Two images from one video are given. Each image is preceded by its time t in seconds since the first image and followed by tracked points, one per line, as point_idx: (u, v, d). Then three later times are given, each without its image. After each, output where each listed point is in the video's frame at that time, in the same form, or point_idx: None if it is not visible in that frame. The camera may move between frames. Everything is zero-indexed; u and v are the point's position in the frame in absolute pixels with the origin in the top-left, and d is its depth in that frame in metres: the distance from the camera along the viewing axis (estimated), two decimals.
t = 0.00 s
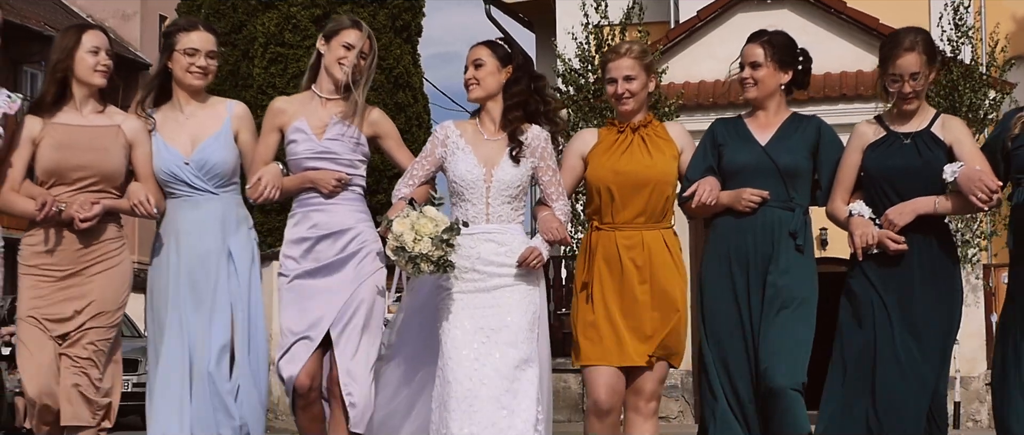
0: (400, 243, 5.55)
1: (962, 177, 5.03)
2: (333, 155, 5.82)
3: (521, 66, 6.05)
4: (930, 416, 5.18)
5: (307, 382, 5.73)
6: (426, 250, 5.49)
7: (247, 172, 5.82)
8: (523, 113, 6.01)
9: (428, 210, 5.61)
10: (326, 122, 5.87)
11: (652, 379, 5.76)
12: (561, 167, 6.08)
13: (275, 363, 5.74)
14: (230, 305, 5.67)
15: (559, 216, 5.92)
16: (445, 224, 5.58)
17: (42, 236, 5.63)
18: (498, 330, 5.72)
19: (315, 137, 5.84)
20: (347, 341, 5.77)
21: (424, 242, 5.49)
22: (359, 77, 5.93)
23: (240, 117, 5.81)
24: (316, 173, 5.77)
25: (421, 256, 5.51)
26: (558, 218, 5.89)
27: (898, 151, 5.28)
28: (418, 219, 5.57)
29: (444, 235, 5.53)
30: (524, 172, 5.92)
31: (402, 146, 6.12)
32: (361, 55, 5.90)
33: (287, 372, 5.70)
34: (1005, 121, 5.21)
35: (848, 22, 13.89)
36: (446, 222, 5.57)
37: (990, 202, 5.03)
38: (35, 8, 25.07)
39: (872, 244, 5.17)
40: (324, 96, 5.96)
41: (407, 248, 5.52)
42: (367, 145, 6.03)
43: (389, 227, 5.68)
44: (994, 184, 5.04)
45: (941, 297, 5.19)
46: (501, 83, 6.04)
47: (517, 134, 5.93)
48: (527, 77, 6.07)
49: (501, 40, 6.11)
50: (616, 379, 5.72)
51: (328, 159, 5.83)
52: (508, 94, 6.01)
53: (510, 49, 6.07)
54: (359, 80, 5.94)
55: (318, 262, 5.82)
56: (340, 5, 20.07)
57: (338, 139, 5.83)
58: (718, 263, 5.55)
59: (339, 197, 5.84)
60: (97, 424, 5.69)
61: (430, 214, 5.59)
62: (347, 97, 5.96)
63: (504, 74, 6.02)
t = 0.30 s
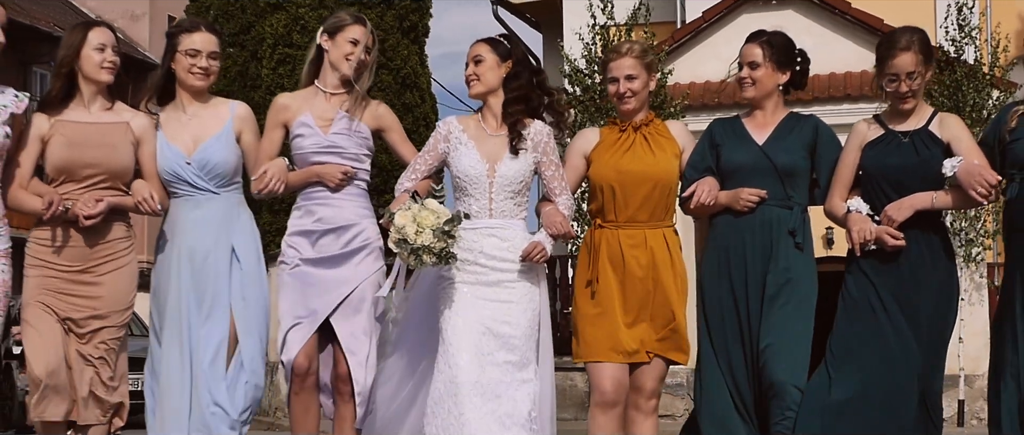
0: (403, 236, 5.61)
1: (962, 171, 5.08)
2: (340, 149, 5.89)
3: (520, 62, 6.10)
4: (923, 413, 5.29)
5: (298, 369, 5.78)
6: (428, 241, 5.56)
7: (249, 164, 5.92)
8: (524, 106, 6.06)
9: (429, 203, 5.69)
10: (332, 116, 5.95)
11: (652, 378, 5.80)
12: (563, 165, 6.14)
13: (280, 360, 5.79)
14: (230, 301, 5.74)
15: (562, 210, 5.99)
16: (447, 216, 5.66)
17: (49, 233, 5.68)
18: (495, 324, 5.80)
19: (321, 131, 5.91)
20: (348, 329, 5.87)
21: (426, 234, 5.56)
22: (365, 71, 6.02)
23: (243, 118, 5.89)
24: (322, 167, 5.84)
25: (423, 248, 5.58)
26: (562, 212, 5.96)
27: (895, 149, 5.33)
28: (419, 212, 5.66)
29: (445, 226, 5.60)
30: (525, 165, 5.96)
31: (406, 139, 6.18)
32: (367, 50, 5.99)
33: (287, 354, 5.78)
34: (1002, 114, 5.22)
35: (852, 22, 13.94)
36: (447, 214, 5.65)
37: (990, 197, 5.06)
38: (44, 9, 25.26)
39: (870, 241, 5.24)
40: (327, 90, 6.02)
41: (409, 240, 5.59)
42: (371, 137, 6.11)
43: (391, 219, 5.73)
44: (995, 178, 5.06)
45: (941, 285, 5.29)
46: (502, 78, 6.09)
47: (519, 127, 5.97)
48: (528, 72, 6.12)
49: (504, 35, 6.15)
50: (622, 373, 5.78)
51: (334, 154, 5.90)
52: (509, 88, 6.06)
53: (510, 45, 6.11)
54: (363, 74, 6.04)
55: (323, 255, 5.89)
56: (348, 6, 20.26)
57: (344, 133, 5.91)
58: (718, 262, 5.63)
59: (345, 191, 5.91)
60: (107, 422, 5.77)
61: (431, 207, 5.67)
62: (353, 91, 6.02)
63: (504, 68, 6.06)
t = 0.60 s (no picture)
0: (408, 232, 5.69)
1: (964, 172, 5.12)
2: (347, 148, 5.96)
3: (524, 62, 6.14)
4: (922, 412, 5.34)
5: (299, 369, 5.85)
6: (433, 238, 5.63)
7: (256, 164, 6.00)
8: (530, 107, 6.11)
9: (434, 200, 5.79)
10: (339, 115, 6.01)
11: (655, 377, 5.89)
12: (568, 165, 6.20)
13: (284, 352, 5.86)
14: (231, 300, 5.82)
15: (568, 209, 6.03)
16: (452, 213, 5.72)
17: (58, 233, 5.74)
18: (494, 322, 5.87)
19: (328, 129, 5.96)
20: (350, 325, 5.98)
21: (430, 230, 5.64)
22: (370, 72, 6.12)
23: (250, 123, 5.99)
24: (330, 165, 5.89)
25: (428, 244, 5.64)
26: (568, 210, 5.99)
27: (896, 153, 5.36)
28: (424, 209, 5.74)
29: (450, 222, 5.67)
30: (531, 165, 6.01)
31: (411, 137, 6.28)
32: (373, 48, 6.07)
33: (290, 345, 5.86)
34: (1000, 111, 5.30)
35: (858, 23, 13.97)
36: (452, 211, 5.72)
37: (993, 194, 5.13)
38: (57, 10, 25.46)
39: (867, 240, 5.29)
40: (333, 89, 6.08)
41: (414, 237, 5.66)
42: (377, 135, 6.18)
43: (394, 216, 5.86)
44: (998, 175, 5.12)
45: (937, 285, 5.33)
46: (505, 78, 6.14)
47: (525, 127, 6.03)
48: (532, 71, 6.17)
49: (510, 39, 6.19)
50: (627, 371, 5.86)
51: (340, 152, 5.96)
52: (515, 89, 6.11)
53: (511, 45, 6.17)
54: (367, 73, 6.12)
55: (330, 253, 5.95)
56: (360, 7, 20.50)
57: (352, 132, 5.98)
58: (719, 262, 5.69)
59: (353, 190, 5.99)
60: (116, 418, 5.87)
61: (436, 205, 5.76)
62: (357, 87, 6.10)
63: (507, 69, 6.12)
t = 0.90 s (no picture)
0: (413, 237, 5.73)
1: (965, 179, 5.18)
2: (352, 151, 6.02)
3: (527, 67, 6.19)
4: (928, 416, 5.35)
5: (305, 371, 5.88)
6: (438, 242, 5.67)
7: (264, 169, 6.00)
8: (537, 112, 6.16)
9: (439, 204, 5.82)
10: (344, 119, 6.07)
11: (659, 380, 5.96)
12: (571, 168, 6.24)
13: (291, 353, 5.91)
14: (236, 302, 5.88)
15: (573, 213, 6.07)
16: (456, 217, 5.77)
17: (65, 236, 5.80)
18: (497, 324, 5.94)
19: (333, 133, 6.01)
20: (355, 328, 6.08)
21: (436, 234, 5.67)
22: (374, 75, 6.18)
23: (259, 128, 6.03)
24: (337, 167, 5.94)
25: (434, 248, 5.69)
26: (574, 213, 6.06)
27: (896, 158, 5.39)
28: (429, 213, 5.78)
29: (455, 226, 5.72)
30: (535, 170, 6.08)
31: (416, 139, 6.28)
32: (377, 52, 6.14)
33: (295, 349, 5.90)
34: (999, 116, 5.38)
35: (866, 24, 14.04)
36: (457, 214, 5.77)
37: (995, 201, 5.19)
38: (69, 12, 25.62)
39: (865, 241, 5.33)
40: (337, 93, 6.14)
41: (420, 241, 5.70)
42: (381, 137, 6.23)
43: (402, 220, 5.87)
44: (999, 181, 5.18)
45: (935, 287, 5.36)
46: (509, 82, 6.18)
47: (531, 133, 6.08)
48: (536, 76, 6.23)
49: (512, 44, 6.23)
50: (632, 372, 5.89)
51: (345, 155, 6.01)
52: (521, 94, 6.16)
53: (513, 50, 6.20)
54: (371, 76, 6.18)
55: (335, 256, 6.01)
56: (369, 9, 20.64)
57: (356, 135, 6.03)
58: (721, 265, 5.73)
59: (359, 193, 6.05)
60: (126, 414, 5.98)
61: (441, 208, 5.80)
62: (358, 91, 6.16)
63: (510, 73, 6.16)
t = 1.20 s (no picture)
0: (417, 245, 5.76)
1: (961, 186, 5.25)
2: (352, 156, 6.06)
3: (527, 73, 6.25)
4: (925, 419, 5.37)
5: (309, 373, 5.90)
6: (442, 250, 5.72)
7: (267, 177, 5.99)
8: (541, 120, 6.24)
9: (443, 212, 5.84)
10: (345, 124, 6.12)
11: (662, 384, 5.96)
12: (572, 172, 6.28)
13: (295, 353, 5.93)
14: (234, 302, 5.92)
15: (573, 218, 6.12)
16: (460, 224, 5.81)
17: (70, 240, 5.87)
18: (498, 324, 5.98)
19: (334, 138, 6.05)
20: (359, 330, 6.11)
21: (440, 242, 5.72)
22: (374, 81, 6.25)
23: (266, 132, 6.10)
24: (339, 172, 5.99)
25: (438, 256, 5.74)
26: (574, 220, 6.09)
27: (894, 161, 5.43)
28: (433, 221, 5.80)
29: (458, 234, 5.76)
30: (538, 177, 6.14)
31: (417, 145, 6.39)
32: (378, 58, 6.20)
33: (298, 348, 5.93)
34: (995, 122, 5.44)
35: (871, 25, 14.10)
36: (460, 221, 5.80)
37: (988, 209, 5.28)
38: (80, 14, 25.83)
39: (861, 241, 5.34)
40: (337, 99, 6.17)
41: (424, 250, 5.74)
42: (382, 143, 6.30)
43: (405, 229, 5.88)
44: (994, 192, 5.27)
45: (935, 292, 5.38)
46: (510, 87, 6.24)
47: (535, 140, 6.15)
48: (538, 83, 6.29)
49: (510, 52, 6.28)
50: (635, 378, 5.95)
51: (346, 160, 6.06)
52: (523, 101, 6.21)
53: (515, 55, 6.27)
54: (371, 82, 6.24)
55: (339, 260, 6.05)
56: (377, 11, 20.68)
57: (356, 140, 6.08)
58: (721, 269, 5.76)
59: (360, 198, 6.10)
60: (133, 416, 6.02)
61: (444, 216, 5.82)
62: (358, 97, 6.21)
63: (512, 79, 6.22)
